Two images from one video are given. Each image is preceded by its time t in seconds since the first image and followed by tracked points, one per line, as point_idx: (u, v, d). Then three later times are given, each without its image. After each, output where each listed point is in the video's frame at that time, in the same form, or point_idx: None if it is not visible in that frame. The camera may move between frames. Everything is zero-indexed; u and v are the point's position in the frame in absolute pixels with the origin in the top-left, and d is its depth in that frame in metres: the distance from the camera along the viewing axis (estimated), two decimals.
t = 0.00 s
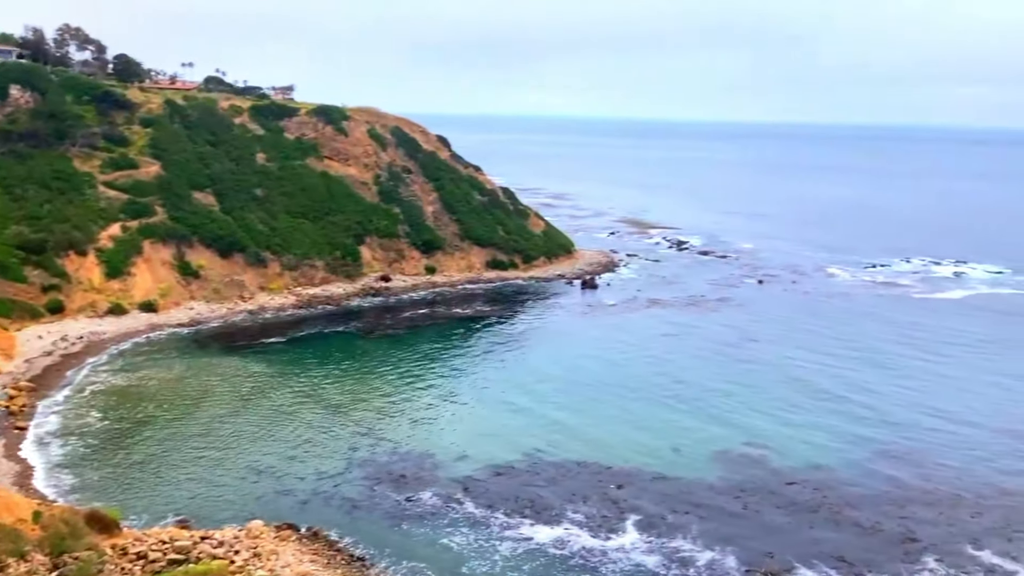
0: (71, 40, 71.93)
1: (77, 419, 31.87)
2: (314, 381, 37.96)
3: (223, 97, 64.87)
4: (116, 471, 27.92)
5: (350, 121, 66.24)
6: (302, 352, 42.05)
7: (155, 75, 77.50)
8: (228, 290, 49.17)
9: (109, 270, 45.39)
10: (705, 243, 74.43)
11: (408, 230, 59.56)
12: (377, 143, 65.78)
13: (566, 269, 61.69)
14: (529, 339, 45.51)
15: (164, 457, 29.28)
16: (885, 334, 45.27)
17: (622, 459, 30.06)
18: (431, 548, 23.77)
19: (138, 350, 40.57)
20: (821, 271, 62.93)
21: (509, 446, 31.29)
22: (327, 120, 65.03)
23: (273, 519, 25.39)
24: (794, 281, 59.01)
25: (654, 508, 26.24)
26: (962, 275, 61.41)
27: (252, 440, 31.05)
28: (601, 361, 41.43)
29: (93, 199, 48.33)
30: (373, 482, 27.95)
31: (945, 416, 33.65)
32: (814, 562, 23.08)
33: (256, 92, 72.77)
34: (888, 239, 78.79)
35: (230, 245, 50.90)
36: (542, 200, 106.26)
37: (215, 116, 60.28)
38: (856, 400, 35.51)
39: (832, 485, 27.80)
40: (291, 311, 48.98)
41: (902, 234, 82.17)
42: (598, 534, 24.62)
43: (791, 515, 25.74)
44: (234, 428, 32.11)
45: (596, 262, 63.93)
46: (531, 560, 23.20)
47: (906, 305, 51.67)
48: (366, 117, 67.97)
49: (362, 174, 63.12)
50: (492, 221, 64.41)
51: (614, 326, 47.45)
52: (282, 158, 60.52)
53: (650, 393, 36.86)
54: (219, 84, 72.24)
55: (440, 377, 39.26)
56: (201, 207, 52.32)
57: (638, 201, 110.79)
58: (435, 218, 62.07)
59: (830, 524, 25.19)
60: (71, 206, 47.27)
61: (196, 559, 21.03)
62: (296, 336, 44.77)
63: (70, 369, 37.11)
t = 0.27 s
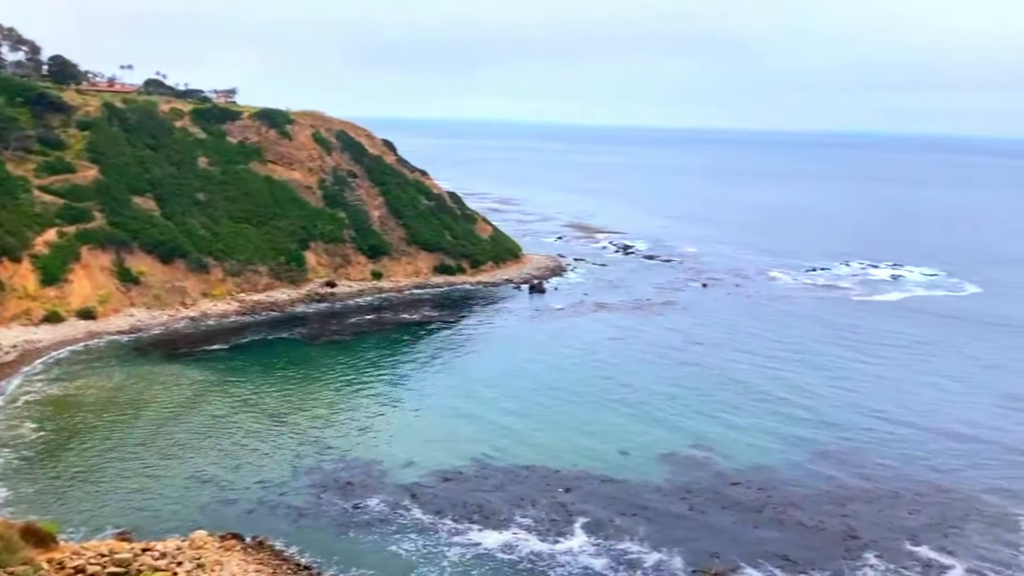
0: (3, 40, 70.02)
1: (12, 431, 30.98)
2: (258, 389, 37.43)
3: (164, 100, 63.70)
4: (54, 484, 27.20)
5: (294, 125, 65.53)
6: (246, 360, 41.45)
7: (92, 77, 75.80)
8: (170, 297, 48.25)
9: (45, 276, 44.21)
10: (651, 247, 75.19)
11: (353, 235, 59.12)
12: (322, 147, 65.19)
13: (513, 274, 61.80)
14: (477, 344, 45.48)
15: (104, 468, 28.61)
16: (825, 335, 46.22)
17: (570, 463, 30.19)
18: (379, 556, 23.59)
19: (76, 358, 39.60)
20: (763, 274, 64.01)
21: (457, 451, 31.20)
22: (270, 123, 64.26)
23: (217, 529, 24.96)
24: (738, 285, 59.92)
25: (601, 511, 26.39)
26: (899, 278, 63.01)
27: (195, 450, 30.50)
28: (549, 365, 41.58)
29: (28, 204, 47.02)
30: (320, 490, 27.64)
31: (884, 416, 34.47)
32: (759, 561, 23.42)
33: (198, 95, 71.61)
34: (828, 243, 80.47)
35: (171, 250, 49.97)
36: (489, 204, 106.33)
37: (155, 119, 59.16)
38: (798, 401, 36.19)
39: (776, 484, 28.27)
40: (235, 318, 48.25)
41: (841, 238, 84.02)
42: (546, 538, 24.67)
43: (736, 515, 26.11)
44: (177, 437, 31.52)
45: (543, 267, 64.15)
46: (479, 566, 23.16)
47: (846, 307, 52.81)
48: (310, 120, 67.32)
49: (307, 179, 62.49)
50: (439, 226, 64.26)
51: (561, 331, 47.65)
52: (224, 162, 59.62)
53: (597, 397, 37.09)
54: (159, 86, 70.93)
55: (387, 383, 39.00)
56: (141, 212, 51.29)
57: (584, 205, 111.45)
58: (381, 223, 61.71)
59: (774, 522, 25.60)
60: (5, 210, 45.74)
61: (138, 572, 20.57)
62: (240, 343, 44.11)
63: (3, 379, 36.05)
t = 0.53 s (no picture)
0: None
1: None
2: (208, 394, 36.87)
3: (109, 101, 62.48)
4: None
5: (244, 126, 64.73)
6: (195, 365, 40.80)
7: (35, 77, 74.08)
8: (116, 301, 47.32)
9: None
10: (603, 249, 75.65)
11: (304, 238, 58.58)
12: (272, 149, 64.50)
13: (467, 276, 61.72)
14: (430, 346, 45.35)
15: (48, 477, 27.94)
16: (774, 335, 46.94)
17: (524, 464, 30.25)
18: (333, 561, 23.39)
19: (18, 365, 38.63)
20: (714, 275, 64.80)
21: (411, 455, 31.05)
22: (219, 124, 63.39)
23: (166, 537, 24.54)
24: (688, 285, 60.56)
25: (555, 512, 26.49)
26: (845, 278, 64.25)
27: (144, 457, 29.94)
28: (502, 367, 41.62)
29: None
30: (272, 496, 27.32)
31: (832, 414, 35.10)
32: (711, 559, 23.68)
33: (144, 95, 70.36)
34: (776, 244, 81.72)
35: (117, 253, 49.03)
36: (441, 206, 106.07)
37: (100, 120, 57.98)
38: (748, 401, 36.70)
39: (727, 483, 28.62)
40: (183, 323, 47.49)
41: (788, 239, 85.41)
42: (501, 540, 24.68)
43: (689, 513, 26.38)
44: (124, 445, 30.91)
45: (496, 269, 64.19)
46: (434, 569, 23.08)
47: (794, 307, 53.68)
48: (260, 122, 66.55)
49: (257, 181, 61.77)
50: (392, 228, 63.96)
51: (515, 333, 47.70)
52: (172, 164, 58.67)
53: (551, 398, 37.20)
54: (104, 87, 69.55)
55: (340, 387, 38.68)
56: (86, 215, 50.24)
57: (536, 207, 111.74)
58: (333, 225, 61.23)
59: (726, 520, 25.91)
60: None
61: None
62: (189, 348, 43.42)
63: None
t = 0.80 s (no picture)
0: None
1: None
2: (157, 398, 36.23)
3: (52, 99, 61.08)
4: None
5: (193, 125, 63.73)
6: (144, 368, 40.08)
7: None
8: (62, 304, 46.28)
9: None
10: (557, 248, 75.89)
11: (256, 238, 57.87)
12: (222, 148, 63.62)
13: (421, 276, 61.48)
14: (384, 347, 45.09)
15: None
16: (727, 332, 47.50)
17: (480, 464, 30.22)
18: (287, 564, 23.14)
19: None
20: (667, 273, 65.36)
21: (366, 456, 30.83)
22: (167, 124, 62.35)
23: (116, 544, 24.07)
24: (642, 284, 61.00)
25: (511, 511, 26.50)
26: (795, 275, 65.23)
27: (91, 462, 29.32)
28: (457, 367, 41.53)
29: None
30: (224, 500, 26.95)
31: (783, 410, 35.61)
32: (666, 555, 23.88)
33: (89, 94, 68.92)
34: (727, 242, 82.69)
35: (62, 255, 47.96)
36: (395, 206, 105.57)
37: (43, 119, 56.66)
38: (701, 398, 37.09)
39: (681, 479, 28.89)
40: (131, 325, 46.60)
41: (739, 237, 86.49)
42: (457, 540, 24.62)
43: (643, 510, 26.58)
44: (71, 450, 30.24)
45: (450, 268, 64.03)
46: (389, 571, 22.95)
47: (746, 305, 54.36)
48: (210, 121, 65.60)
49: (207, 181, 60.85)
50: (344, 228, 63.47)
51: (470, 333, 47.63)
52: (118, 163, 57.56)
53: (506, 397, 37.21)
54: (47, 85, 67.98)
55: (292, 389, 38.26)
56: (29, 216, 49.05)
57: (490, 206, 111.69)
58: (285, 226, 60.55)
59: (680, 516, 26.15)
60: None
61: None
62: (137, 351, 42.63)
63: None
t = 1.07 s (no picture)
0: None
1: None
2: (107, 400, 35.59)
3: None
4: None
5: (141, 122, 62.65)
6: (93, 370, 39.33)
7: None
8: (7, 305, 45.21)
9: None
10: (512, 246, 75.99)
11: (207, 237, 57.08)
12: (171, 145, 62.64)
13: (376, 274, 61.16)
14: (340, 346, 44.79)
15: None
16: (681, 328, 47.98)
17: (437, 461, 30.17)
18: (242, 566, 22.91)
19: None
20: (622, 270, 65.81)
21: (321, 456, 30.61)
22: (115, 121, 61.21)
23: (66, 550, 23.62)
24: (597, 280, 61.35)
25: (469, 508, 26.50)
26: (747, 271, 66.08)
27: (38, 467, 28.70)
28: (414, 365, 41.42)
29: None
30: (177, 503, 26.57)
31: (737, 404, 36.09)
32: (623, 549, 24.06)
33: (33, 90, 67.39)
34: (681, 238, 83.50)
35: (7, 255, 46.84)
36: (349, 203, 104.90)
37: None
38: (657, 393, 37.43)
39: (637, 473, 29.13)
40: (80, 326, 45.69)
41: (692, 234, 87.40)
42: (415, 538, 24.57)
43: (600, 505, 26.75)
44: (17, 454, 29.57)
45: (406, 266, 63.79)
46: (346, 571, 22.83)
47: (699, 300, 54.95)
48: (159, 118, 64.54)
49: (156, 179, 59.86)
50: (298, 227, 62.89)
51: (426, 330, 47.50)
52: (65, 161, 56.37)
53: (463, 395, 37.19)
54: None
55: (246, 389, 37.82)
56: None
57: (445, 204, 111.43)
58: (237, 224, 59.82)
59: (636, 510, 26.37)
60: None
61: None
62: (86, 352, 41.81)
63: None
